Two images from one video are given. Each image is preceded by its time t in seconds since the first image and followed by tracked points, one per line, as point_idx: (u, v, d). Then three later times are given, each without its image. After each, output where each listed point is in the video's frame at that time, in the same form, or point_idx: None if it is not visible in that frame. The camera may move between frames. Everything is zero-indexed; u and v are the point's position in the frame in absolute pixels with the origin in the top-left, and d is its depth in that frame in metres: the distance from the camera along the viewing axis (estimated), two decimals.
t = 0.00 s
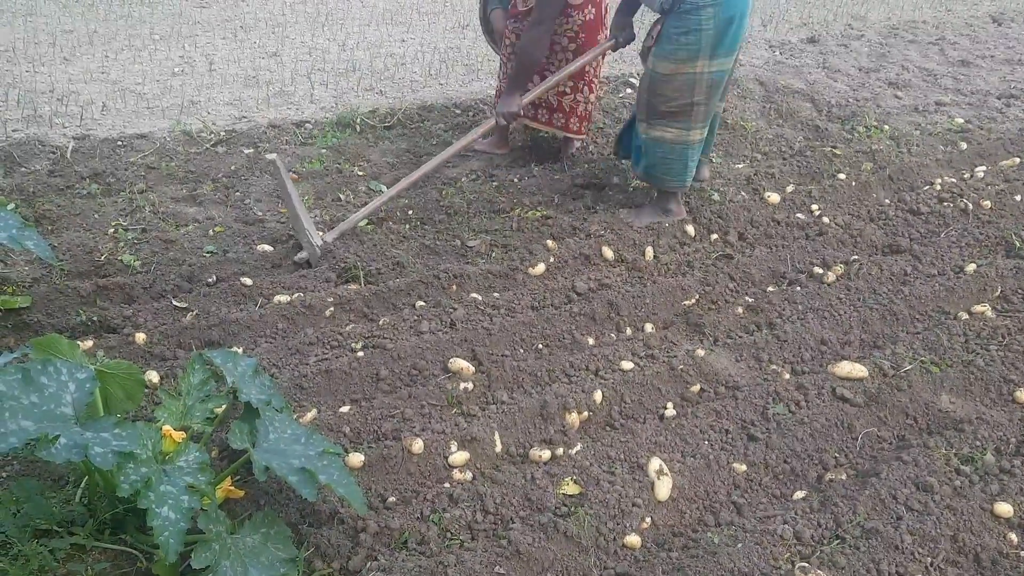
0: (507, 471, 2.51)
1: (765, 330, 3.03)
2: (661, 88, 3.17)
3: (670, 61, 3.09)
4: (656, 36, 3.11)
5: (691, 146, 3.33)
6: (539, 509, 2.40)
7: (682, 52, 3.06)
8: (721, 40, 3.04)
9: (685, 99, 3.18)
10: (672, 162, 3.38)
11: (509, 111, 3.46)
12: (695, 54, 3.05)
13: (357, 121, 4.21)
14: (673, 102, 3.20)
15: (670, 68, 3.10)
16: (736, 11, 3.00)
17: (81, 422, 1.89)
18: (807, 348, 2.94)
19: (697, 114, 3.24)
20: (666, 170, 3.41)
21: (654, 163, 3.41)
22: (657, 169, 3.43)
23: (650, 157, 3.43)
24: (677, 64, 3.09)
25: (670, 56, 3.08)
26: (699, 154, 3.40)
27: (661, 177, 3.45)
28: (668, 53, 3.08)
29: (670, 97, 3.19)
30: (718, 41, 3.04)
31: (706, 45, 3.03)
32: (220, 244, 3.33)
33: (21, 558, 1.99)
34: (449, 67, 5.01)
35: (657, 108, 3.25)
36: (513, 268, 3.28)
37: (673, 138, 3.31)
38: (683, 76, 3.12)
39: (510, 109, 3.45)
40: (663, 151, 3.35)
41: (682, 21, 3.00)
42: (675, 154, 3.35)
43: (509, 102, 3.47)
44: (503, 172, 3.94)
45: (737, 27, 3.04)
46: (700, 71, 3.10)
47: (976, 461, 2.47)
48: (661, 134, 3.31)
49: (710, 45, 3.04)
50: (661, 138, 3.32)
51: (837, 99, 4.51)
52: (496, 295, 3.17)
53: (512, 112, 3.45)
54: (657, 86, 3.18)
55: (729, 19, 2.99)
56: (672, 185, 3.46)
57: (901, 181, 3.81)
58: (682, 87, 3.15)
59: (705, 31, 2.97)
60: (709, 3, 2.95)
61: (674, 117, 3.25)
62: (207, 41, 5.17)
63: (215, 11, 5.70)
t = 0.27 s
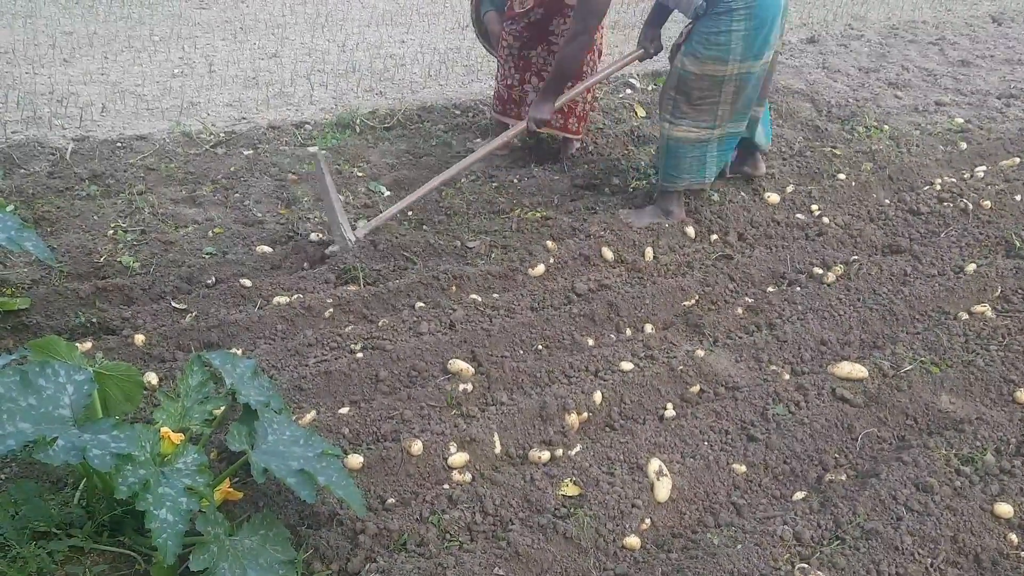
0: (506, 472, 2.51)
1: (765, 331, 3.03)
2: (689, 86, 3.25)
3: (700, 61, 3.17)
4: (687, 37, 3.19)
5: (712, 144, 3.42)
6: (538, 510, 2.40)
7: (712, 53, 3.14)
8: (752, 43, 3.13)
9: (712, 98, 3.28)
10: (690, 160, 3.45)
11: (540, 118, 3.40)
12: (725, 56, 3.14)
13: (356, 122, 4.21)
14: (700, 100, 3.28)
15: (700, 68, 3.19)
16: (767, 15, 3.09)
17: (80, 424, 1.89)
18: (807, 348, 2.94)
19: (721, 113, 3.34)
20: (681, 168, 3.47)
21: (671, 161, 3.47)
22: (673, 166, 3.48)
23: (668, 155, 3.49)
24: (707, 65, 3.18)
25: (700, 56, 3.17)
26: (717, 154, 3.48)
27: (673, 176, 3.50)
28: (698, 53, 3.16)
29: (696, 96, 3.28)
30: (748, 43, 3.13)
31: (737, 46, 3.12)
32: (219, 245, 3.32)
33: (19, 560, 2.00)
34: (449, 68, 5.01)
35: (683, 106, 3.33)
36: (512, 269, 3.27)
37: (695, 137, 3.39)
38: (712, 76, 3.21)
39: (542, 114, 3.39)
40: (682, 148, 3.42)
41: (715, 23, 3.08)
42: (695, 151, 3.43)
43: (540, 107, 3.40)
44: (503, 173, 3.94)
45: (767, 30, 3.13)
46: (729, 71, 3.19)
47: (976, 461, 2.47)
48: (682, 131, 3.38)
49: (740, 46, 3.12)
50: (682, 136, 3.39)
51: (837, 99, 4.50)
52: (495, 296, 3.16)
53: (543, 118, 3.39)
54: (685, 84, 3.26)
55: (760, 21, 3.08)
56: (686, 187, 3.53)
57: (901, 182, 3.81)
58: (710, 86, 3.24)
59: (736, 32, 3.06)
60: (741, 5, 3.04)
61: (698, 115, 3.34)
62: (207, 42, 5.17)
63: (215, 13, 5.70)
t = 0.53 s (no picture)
0: (505, 473, 2.51)
1: (764, 331, 3.03)
2: (707, 84, 3.28)
3: (722, 60, 3.21)
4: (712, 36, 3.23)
5: (721, 143, 3.45)
6: (538, 511, 2.39)
7: (735, 53, 3.18)
8: (777, 46, 3.16)
9: (728, 97, 3.31)
10: (696, 157, 3.47)
11: (581, 113, 3.42)
12: (748, 57, 3.18)
13: (355, 123, 4.21)
14: (717, 98, 3.32)
15: (722, 68, 3.22)
16: (795, 20, 3.11)
17: (78, 426, 1.90)
18: (806, 349, 2.93)
19: (736, 112, 3.37)
20: (686, 164, 3.49)
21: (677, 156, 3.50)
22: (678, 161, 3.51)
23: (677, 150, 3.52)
24: (728, 64, 3.21)
25: (723, 55, 3.20)
26: (726, 155, 3.50)
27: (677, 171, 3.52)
28: (721, 52, 3.20)
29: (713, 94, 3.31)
30: (771, 47, 3.17)
31: (760, 48, 3.15)
32: (218, 246, 3.32)
33: (19, 563, 2.00)
34: (448, 69, 5.01)
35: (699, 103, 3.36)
36: (511, 270, 3.27)
37: (706, 134, 3.42)
38: (732, 76, 3.24)
39: (584, 107, 3.41)
40: (691, 144, 3.45)
41: (741, 24, 3.12)
42: (703, 149, 3.45)
43: (582, 101, 3.43)
44: (502, 174, 3.94)
45: (794, 34, 3.15)
46: (749, 72, 3.23)
47: (976, 461, 2.46)
48: (693, 127, 3.41)
49: (763, 48, 3.16)
50: (693, 133, 3.42)
51: (836, 99, 4.50)
52: (494, 297, 3.16)
53: (586, 111, 3.42)
54: (703, 81, 3.30)
55: (787, 26, 3.11)
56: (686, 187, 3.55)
57: (900, 182, 3.81)
58: (728, 86, 3.28)
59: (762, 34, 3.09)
60: (770, 8, 3.07)
61: (712, 113, 3.37)
62: (206, 44, 5.17)
63: (213, 14, 5.70)
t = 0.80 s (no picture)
0: (503, 475, 2.50)
1: (763, 332, 3.02)
2: (724, 67, 3.48)
3: (742, 47, 3.41)
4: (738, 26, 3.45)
5: (728, 126, 3.61)
6: (536, 513, 2.39)
7: (756, 41, 3.38)
8: (796, 42, 3.37)
9: (742, 82, 3.50)
10: (703, 135, 3.63)
11: (629, 100, 3.75)
12: (767, 47, 3.38)
13: (353, 125, 4.21)
14: (732, 82, 3.51)
15: (741, 55, 3.42)
16: (815, 20, 3.33)
17: (75, 429, 1.89)
18: (805, 349, 2.93)
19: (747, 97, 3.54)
20: (694, 141, 3.65)
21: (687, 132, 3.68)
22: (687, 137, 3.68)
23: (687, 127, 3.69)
24: (746, 51, 3.41)
25: (744, 41, 3.40)
26: (732, 140, 3.64)
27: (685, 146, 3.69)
28: (742, 39, 3.41)
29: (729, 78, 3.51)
30: (790, 41, 3.37)
31: (780, 41, 3.36)
32: (216, 248, 3.32)
33: (16, 566, 1.98)
34: (446, 70, 5.01)
35: (714, 85, 3.55)
36: (509, 272, 3.27)
37: (716, 115, 3.59)
38: (748, 62, 3.43)
39: (630, 95, 3.74)
40: (700, 122, 3.62)
41: (765, 16, 3.34)
42: (711, 129, 3.62)
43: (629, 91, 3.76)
44: (501, 175, 3.94)
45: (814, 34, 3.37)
46: (765, 61, 3.42)
47: (975, 461, 2.46)
48: (706, 106, 3.59)
49: (783, 41, 3.36)
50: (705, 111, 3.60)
51: (834, 99, 4.51)
52: (493, 298, 3.16)
53: (631, 98, 3.72)
54: (722, 64, 3.49)
55: (808, 24, 3.32)
56: (697, 166, 3.68)
57: (898, 182, 3.81)
58: (743, 72, 3.46)
59: (785, 26, 3.30)
60: (796, 5, 3.28)
61: (724, 95, 3.55)
62: (204, 46, 5.17)
63: (211, 16, 5.70)
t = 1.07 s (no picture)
0: (499, 476, 2.50)
1: (759, 333, 3.02)
2: (740, 60, 3.49)
3: (754, 37, 3.42)
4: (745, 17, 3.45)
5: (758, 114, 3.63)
6: (532, 514, 2.38)
7: (768, 30, 3.39)
8: (808, 21, 3.39)
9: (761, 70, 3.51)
10: (734, 128, 3.66)
11: (638, 90, 3.79)
12: (781, 33, 3.39)
13: (349, 127, 4.21)
14: (751, 73, 3.52)
15: (756, 45, 3.43)
16: None
17: (69, 432, 1.88)
18: (801, 349, 2.93)
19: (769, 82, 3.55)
20: (728, 134, 3.70)
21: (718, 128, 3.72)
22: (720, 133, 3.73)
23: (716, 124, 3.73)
24: (760, 41, 3.42)
25: (756, 33, 3.41)
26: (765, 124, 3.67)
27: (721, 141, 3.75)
28: (753, 30, 3.41)
29: (748, 71, 3.51)
30: (800, 26, 3.40)
31: (792, 23, 3.37)
32: (212, 251, 3.31)
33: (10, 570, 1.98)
34: (442, 72, 5.01)
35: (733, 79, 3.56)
36: (505, 273, 3.27)
37: (743, 107, 3.60)
38: (764, 50, 3.44)
39: (640, 85, 3.78)
40: (729, 117, 3.65)
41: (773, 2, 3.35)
42: (741, 120, 3.64)
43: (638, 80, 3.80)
44: (497, 176, 3.93)
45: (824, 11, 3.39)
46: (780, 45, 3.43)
47: (971, 461, 2.46)
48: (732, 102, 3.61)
49: (795, 23, 3.38)
50: (731, 106, 3.62)
51: (830, 100, 4.51)
52: (489, 299, 3.16)
53: (642, 88, 3.77)
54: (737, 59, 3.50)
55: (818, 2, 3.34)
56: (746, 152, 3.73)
57: (894, 182, 3.81)
58: (761, 60, 3.48)
59: (798, 11, 3.32)
60: None
61: (747, 87, 3.56)
62: (200, 48, 5.17)
63: (207, 18, 5.70)
